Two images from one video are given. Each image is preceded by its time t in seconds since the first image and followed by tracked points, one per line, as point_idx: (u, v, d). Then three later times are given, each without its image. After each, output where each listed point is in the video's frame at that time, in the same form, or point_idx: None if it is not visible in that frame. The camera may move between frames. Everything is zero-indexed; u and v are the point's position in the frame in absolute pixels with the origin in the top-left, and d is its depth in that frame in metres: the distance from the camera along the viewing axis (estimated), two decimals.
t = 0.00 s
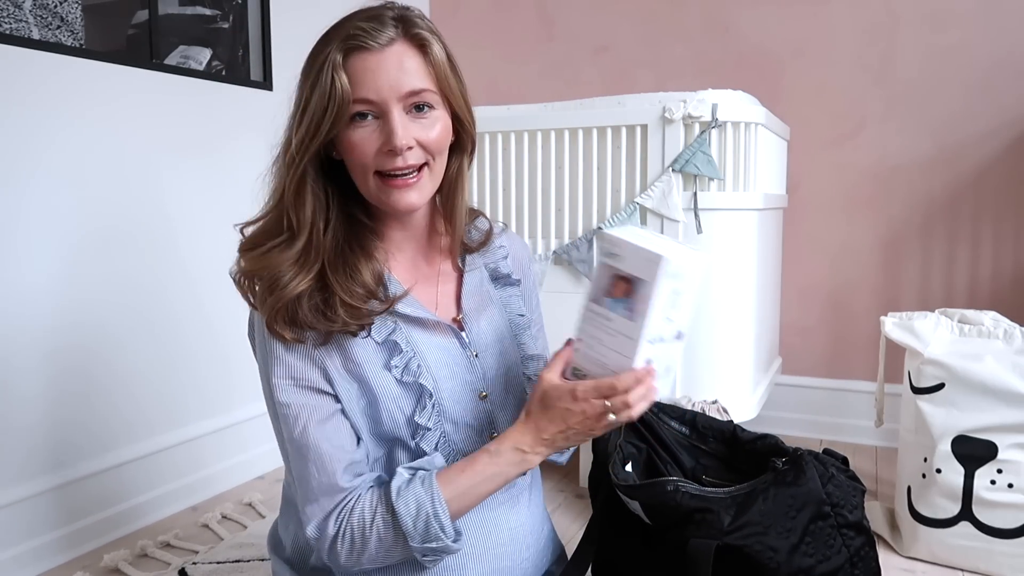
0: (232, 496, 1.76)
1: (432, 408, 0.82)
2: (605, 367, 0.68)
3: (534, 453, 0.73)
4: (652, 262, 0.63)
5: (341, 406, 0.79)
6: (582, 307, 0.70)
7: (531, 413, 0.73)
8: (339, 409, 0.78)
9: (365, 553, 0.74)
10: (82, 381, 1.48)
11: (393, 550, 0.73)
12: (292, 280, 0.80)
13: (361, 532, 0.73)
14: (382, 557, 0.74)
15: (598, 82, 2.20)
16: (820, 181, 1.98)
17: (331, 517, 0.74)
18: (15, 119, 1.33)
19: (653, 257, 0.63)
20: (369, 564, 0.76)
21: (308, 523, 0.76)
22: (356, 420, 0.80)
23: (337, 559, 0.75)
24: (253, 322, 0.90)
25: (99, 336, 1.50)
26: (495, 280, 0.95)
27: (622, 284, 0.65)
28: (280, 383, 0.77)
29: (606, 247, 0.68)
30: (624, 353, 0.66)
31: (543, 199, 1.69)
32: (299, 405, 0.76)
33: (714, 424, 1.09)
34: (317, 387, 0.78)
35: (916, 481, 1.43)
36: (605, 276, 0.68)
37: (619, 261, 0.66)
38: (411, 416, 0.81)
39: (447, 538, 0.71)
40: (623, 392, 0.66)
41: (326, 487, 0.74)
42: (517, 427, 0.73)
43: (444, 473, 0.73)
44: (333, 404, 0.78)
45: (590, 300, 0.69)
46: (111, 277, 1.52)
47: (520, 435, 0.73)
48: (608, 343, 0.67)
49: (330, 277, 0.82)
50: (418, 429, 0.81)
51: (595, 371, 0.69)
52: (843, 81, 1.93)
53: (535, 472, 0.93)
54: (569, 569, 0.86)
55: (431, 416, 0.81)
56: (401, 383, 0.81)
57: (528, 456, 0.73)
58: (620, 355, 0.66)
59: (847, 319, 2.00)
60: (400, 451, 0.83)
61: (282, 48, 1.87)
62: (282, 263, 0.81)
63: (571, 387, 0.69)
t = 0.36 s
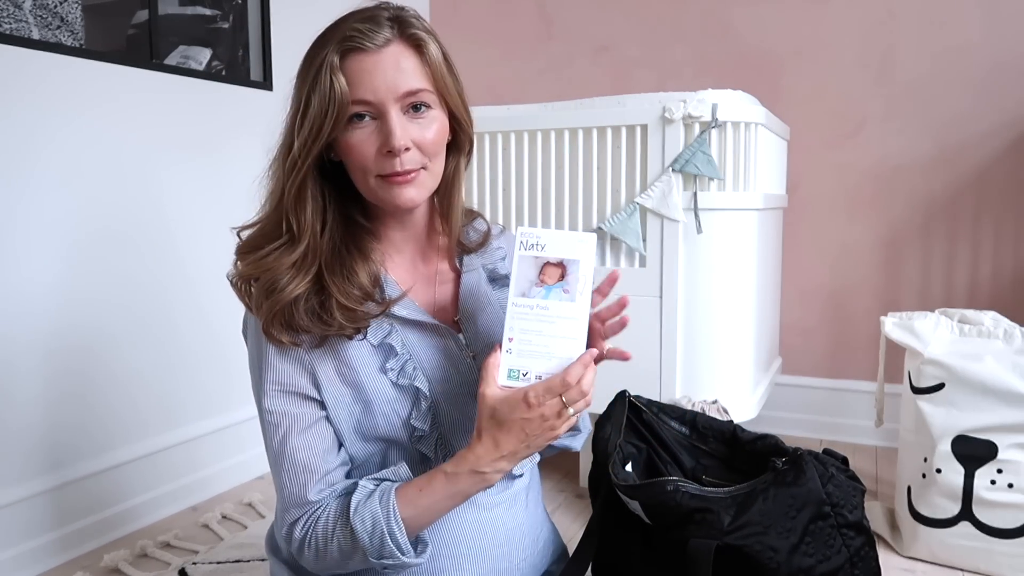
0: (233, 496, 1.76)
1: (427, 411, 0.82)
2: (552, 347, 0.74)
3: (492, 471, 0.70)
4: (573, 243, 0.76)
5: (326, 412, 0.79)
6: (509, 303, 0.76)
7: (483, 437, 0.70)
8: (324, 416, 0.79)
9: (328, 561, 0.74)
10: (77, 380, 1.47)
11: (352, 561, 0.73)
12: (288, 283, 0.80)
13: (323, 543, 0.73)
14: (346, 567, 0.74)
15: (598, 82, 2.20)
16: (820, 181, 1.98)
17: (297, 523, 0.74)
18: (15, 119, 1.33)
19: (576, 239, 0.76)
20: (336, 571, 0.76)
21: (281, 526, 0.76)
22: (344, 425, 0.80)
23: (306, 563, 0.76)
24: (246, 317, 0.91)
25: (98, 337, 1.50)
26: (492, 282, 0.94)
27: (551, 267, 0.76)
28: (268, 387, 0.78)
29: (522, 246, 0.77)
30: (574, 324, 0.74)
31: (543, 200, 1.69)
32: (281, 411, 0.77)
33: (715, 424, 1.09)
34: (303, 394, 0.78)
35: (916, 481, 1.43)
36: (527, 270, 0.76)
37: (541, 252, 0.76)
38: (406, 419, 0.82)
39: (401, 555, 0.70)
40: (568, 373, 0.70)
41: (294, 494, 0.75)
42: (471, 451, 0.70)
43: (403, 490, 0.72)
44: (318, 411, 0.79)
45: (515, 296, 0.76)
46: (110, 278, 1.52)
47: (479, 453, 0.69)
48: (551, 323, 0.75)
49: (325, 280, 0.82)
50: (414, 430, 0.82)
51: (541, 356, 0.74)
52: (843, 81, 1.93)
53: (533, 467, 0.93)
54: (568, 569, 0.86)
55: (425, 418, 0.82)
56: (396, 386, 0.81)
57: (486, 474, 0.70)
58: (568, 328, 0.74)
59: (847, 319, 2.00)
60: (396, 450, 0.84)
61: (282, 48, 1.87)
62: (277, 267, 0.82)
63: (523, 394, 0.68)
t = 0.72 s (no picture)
0: (233, 496, 1.76)
1: (426, 411, 0.82)
2: (557, 336, 0.76)
3: (494, 471, 0.72)
4: (557, 233, 0.77)
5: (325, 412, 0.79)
6: (505, 301, 0.76)
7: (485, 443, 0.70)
8: (324, 416, 0.79)
9: (327, 562, 0.74)
10: (76, 378, 1.47)
11: (351, 561, 0.73)
12: (286, 279, 0.80)
13: (322, 543, 0.73)
14: (345, 567, 0.74)
15: (598, 82, 2.20)
16: (820, 181, 1.98)
17: (296, 523, 0.74)
18: (15, 120, 1.33)
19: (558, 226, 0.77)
20: (334, 571, 0.76)
21: (279, 526, 0.76)
22: (342, 425, 0.80)
23: (304, 563, 0.75)
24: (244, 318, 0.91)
25: (98, 337, 1.50)
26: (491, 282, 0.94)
27: (541, 258, 0.77)
28: (267, 387, 0.77)
29: (507, 243, 0.77)
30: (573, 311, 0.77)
31: (543, 200, 1.69)
32: (282, 411, 0.76)
33: (714, 424, 1.08)
34: (303, 393, 0.78)
35: (916, 481, 1.43)
36: (517, 266, 0.77)
37: (527, 246, 0.77)
38: (406, 418, 0.82)
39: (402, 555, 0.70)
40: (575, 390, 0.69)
41: (294, 494, 0.74)
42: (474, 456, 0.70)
43: (406, 490, 0.72)
44: (318, 411, 0.79)
45: (509, 292, 0.76)
46: (110, 278, 1.52)
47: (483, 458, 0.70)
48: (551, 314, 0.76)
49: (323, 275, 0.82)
50: (413, 431, 0.82)
51: (548, 347, 0.76)
52: (843, 81, 1.93)
53: (532, 467, 0.92)
54: (569, 569, 0.85)
55: (424, 418, 0.82)
56: (395, 385, 0.81)
57: (489, 474, 0.72)
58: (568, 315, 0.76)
59: (847, 319, 2.00)
60: (394, 451, 0.83)
61: (282, 48, 1.87)
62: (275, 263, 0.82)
63: (530, 406, 0.68)
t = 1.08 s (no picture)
0: (233, 496, 1.76)
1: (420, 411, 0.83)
2: (540, 351, 0.74)
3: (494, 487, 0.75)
4: (495, 256, 0.75)
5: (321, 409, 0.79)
6: (476, 339, 0.73)
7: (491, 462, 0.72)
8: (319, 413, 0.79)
9: (318, 562, 0.74)
10: (75, 377, 1.47)
11: (341, 563, 0.74)
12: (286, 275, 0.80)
13: (314, 543, 0.73)
14: (334, 567, 0.75)
15: (597, 82, 2.20)
16: (820, 181, 1.98)
17: (288, 521, 0.74)
18: (15, 119, 1.33)
19: (495, 248, 0.75)
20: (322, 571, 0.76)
21: (269, 523, 0.76)
22: (335, 422, 0.81)
23: (293, 562, 0.76)
24: (242, 316, 0.91)
25: (99, 336, 1.50)
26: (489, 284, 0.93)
27: (490, 284, 0.75)
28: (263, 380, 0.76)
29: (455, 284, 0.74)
30: (545, 319, 0.75)
31: (543, 200, 1.69)
32: (280, 409, 0.76)
33: (714, 424, 1.08)
34: (300, 390, 0.77)
35: (916, 481, 1.43)
36: (472, 302, 0.74)
37: (474, 280, 0.74)
38: (399, 417, 0.82)
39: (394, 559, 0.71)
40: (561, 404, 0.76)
41: (287, 493, 0.74)
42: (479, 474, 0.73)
43: (401, 496, 0.73)
44: (314, 408, 0.79)
45: (477, 329, 0.74)
46: (110, 278, 1.52)
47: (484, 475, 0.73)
48: (526, 332, 0.74)
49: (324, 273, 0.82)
50: (407, 430, 0.82)
51: (536, 363, 0.74)
52: (842, 81, 1.93)
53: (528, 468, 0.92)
54: (569, 568, 0.85)
55: (419, 418, 0.82)
56: (390, 384, 0.82)
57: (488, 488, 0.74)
58: (543, 325, 0.75)
59: (847, 319, 2.00)
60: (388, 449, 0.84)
61: (282, 48, 1.88)
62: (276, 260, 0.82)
63: (541, 429, 0.73)
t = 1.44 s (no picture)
0: (233, 496, 1.76)
1: (417, 408, 0.82)
2: (593, 394, 0.64)
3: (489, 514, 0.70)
4: (592, 280, 0.65)
5: (319, 409, 0.80)
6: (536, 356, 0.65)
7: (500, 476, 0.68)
8: (317, 414, 0.79)
9: (322, 566, 0.74)
10: (76, 377, 1.47)
11: (344, 569, 0.73)
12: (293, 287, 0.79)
13: (315, 547, 0.73)
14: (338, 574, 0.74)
15: (597, 82, 2.20)
16: (820, 181, 1.98)
17: (290, 524, 0.74)
18: (14, 119, 1.33)
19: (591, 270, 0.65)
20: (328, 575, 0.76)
21: (272, 527, 0.76)
22: (333, 424, 0.81)
23: (299, 565, 0.76)
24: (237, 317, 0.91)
25: (99, 337, 1.50)
26: (482, 282, 0.95)
27: (573, 307, 0.65)
28: (260, 383, 0.78)
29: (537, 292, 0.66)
30: (614, 364, 0.64)
31: (543, 200, 1.69)
32: (278, 411, 0.77)
33: (714, 424, 1.08)
34: (297, 391, 0.78)
35: (916, 481, 1.43)
36: (547, 316, 0.66)
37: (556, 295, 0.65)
38: (396, 415, 0.82)
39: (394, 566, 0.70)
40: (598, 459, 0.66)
41: (285, 494, 0.75)
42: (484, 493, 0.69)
43: (403, 511, 0.72)
44: (312, 409, 0.79)
45: (540, 347, 0.65)
46: (111, 278, 1.52)
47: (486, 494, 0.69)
48: (586, 369, 0.64)
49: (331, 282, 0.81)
50: (405, 428, 0.82)
51: (584, 404, 0.64)
52: (842, 81, 1.93)
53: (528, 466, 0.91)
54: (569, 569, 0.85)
55: (416, 415, 0.81)
56: (386, 382, 0.81)
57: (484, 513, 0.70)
58: (609, 369, 0.64)
59: (847, 319, 2.00)
60: (388, 448, 0.83)
61: (282, 48, 1.88)
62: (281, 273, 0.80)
63: (557, 476, 0.65)
